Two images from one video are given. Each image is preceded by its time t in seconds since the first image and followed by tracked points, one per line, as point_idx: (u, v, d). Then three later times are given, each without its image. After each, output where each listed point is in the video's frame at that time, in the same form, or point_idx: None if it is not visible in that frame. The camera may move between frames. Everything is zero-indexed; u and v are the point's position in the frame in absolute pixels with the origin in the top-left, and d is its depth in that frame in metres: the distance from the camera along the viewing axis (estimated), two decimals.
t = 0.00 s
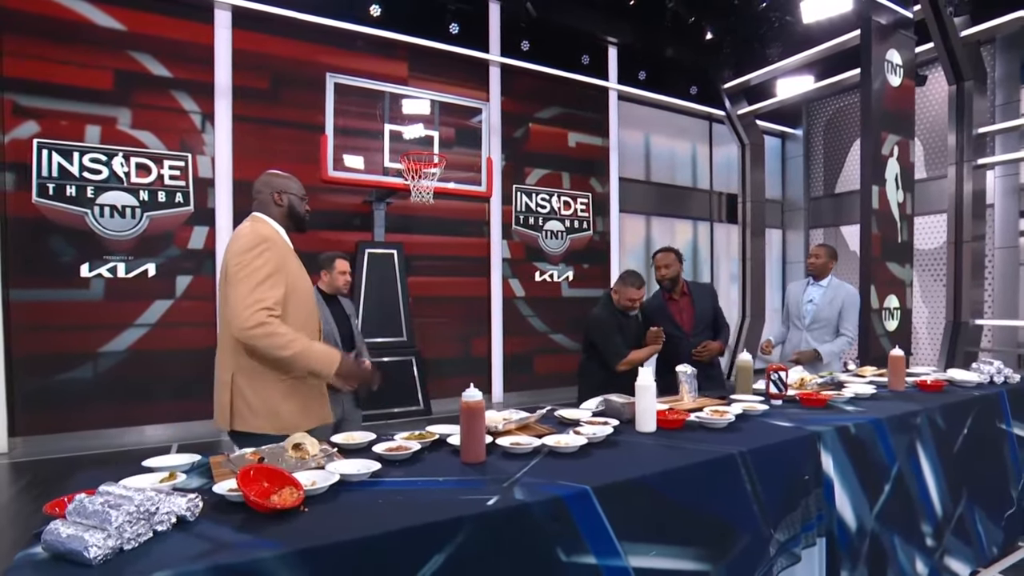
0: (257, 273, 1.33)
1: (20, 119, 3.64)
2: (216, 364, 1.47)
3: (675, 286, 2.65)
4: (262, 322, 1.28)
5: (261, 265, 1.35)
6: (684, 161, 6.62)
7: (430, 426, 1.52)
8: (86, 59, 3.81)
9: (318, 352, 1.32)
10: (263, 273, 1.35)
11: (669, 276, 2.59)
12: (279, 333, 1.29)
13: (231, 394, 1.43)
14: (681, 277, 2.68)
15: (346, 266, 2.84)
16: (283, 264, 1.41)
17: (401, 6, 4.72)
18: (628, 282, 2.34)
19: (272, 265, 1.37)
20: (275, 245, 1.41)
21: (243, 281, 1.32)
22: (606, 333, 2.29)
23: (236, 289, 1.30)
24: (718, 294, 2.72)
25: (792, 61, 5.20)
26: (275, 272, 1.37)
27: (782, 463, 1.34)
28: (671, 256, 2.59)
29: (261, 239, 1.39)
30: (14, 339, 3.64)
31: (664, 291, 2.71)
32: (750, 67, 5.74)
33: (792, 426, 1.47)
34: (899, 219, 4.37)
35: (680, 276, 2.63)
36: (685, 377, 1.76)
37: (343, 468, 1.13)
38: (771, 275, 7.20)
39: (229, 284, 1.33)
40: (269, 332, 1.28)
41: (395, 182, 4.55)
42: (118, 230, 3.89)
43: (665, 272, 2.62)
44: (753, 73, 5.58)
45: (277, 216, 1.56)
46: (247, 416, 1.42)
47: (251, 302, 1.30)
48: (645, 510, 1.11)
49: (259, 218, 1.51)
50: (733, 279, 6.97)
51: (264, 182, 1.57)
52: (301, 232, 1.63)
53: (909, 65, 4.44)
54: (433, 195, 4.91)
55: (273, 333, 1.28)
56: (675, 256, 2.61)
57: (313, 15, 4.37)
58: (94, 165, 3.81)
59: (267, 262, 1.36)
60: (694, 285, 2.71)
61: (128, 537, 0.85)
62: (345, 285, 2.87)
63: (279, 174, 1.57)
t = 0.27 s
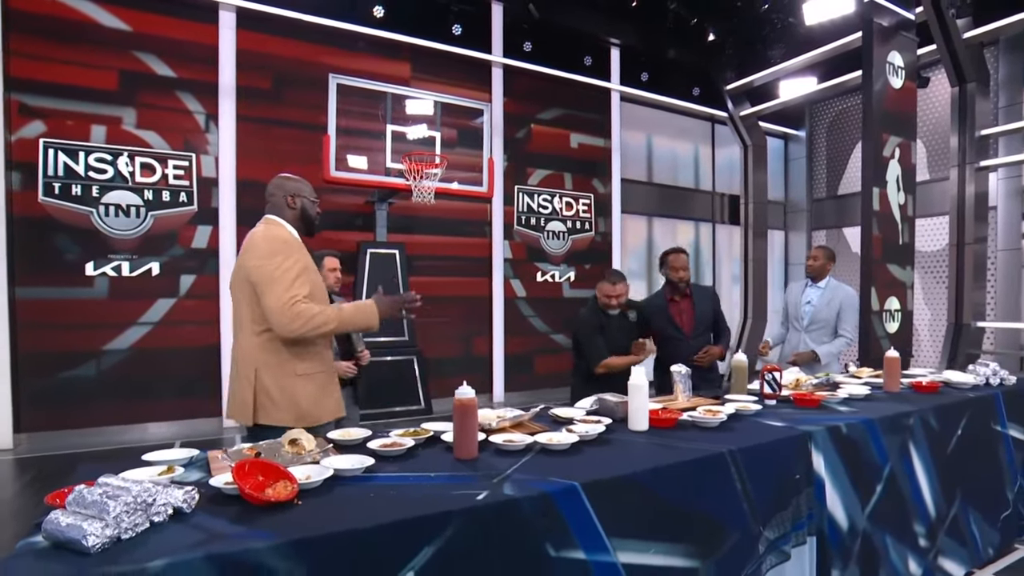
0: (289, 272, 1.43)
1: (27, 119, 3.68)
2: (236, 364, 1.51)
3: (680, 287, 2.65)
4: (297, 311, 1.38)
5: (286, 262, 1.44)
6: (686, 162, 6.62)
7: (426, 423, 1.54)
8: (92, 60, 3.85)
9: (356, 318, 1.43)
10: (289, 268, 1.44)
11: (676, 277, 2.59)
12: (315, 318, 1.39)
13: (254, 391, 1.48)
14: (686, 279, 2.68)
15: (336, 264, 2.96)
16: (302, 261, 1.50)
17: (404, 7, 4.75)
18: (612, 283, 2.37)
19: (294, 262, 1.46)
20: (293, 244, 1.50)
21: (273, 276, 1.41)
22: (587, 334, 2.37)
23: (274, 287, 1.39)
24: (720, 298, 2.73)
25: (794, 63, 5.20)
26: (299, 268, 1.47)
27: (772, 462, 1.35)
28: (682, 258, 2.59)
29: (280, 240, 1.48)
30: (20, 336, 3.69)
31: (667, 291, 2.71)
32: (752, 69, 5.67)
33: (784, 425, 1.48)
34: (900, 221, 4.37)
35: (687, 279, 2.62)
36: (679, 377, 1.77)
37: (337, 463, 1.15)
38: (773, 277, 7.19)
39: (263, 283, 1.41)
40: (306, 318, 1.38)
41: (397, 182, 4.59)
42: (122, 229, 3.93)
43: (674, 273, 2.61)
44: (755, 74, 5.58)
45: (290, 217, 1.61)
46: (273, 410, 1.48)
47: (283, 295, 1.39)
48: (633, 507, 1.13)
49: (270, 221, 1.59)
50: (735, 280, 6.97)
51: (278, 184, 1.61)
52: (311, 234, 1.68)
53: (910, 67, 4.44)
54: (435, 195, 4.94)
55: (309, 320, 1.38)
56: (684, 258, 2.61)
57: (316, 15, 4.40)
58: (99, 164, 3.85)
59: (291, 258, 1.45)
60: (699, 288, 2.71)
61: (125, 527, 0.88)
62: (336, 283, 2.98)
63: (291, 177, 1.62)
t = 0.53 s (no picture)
0: (320, 274, 1.56)
1: (34, 121, 3.73)
2: (265, 362, 1.63)
3: (692, 286, 2.67)
4: (329, 312, 1.50)
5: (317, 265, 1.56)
6: (688, 164, 6.64)
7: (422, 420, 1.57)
8: (98, 63, 3.90)
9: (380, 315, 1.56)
10: (320, 271, 1.56)
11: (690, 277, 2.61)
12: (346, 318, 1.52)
13: (286, 391, 1.61)
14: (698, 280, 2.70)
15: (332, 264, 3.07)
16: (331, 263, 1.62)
17: (406, 10, 4.79)
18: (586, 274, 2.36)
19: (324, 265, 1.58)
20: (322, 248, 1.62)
21: (305, 280, 1.53)
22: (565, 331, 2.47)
23: (307, 287, 1.52)
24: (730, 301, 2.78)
25: (796, 65, 5.21)
26: (329, 271, 1.59)
27: (761, 459, 1.37)
28: (697, 257, 2.61)
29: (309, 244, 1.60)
30: (26, 336, 3.73)
31: (679, 290, 2.73)
32: (754, 71, 5.72)
33: (774, 423, 1.50)
34: (901, 222, 4.37)
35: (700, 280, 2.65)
36: (672, 376, 1.80)
37: (332, 457, 1.18)
38: (775, 278, 7.20)
39: (297, 284, 1.53)
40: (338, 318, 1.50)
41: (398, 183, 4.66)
42: (127, 229, 3.97)
43: (688, 272, 2.62)
44: (757, 76, 5.60)
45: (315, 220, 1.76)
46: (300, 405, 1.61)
47: (316, 297, 1.52)
48: (621, 501, 1.15)
49: (297, 224, 1.70)
50: (737, 281, 6.98)
51: (303, 190, 1.77)
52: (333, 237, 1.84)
53: (911, 69, 4.45)
54: (436, 197, 4.98)
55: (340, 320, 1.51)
56: (699, 258, 2.61)
57: (319, 18, 4.44)
58: (105, 166, 3.90)
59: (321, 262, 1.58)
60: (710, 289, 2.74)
61: (124, 515, 0.91)
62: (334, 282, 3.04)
63: (317, 184, 1.78)
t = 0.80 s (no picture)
0: (365, 275, 1.59)
1: (38, 122, 3.77)
2: (301, 359, 1.64)
3: (705, 284, 2.67)
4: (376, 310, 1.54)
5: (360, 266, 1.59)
6: (688, 164, 6.65)
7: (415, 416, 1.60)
8: (101, 65, 3.94)
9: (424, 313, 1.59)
10: (364, 272, 1.60)
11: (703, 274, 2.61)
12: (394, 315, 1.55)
13: (327, 387, 1.64)
14: (713, 277, 2.70)
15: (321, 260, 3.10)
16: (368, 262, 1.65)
17: (406, 12, 4.81)
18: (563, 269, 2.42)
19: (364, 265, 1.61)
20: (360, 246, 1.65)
21: (351, 280, 1.56)
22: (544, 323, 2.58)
23: (356, 288, 1.55)
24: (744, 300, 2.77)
25: (795, 65, 5.22)
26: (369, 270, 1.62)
27: (748, 454, 1.39)
28: (709, 254, 2.62)
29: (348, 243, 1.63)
30: (30, 335, 3.77)
31: (693, 286, 2.74)
32: (754, 70, 5.74)
33: (762, 419, 1.52)
34: (899, 222, 4.38)
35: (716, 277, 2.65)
36: (664, 374, 1.83)
37: (325, 450, 1.21)
38: (775, 278, 7.20)
39: (344, 285, 1.56)
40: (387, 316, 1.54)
41: (397, 183, 4.89)
42: (130, 230, 4.02)
43: (700, 268, 2.63)
44: (757, 77, 5.62)
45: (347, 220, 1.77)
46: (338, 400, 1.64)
47: (364, 297, 1.55)
48: (607, 494, 1.18)
49: (328, 225, 1.72)
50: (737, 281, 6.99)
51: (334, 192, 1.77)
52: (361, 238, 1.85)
53: (909, 69, 4.46)
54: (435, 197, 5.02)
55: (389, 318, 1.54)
56: (712, 256, 2.63)
57: (320, 20, 4.47)
58: (108, 167, 3.94)
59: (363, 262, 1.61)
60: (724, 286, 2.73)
61: (122, 504, 0.94)
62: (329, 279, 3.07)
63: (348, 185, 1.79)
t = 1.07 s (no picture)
0: (399, 271, 1.71)
1: (42, 122, 3.81)
2: (331, 351, 1.72)
3: (717, 280, 2.69)
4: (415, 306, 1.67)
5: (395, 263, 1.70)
6: (689, 162, 6.66)
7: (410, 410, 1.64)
8: (104, 65, 3.98)
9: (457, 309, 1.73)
10: (397, 268, 1.71)
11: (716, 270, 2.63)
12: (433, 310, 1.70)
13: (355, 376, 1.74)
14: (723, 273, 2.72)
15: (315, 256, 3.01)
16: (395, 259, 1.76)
17: (407, 11, 4.84)
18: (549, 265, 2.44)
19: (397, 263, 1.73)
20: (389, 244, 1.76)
21: (390, 276, 1.68)
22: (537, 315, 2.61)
23: (393, 284, 1.67)
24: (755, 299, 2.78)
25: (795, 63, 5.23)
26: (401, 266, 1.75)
27: (734, 447, 1.42)
28: (723, 251, 2.64)
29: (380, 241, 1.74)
30: (35, 332, 3.81)
31: (703, 282, 2.76)
32: (755, 68, 5.74)
33: (750, 414, 1.55)
34: (898, 220, 4.39)
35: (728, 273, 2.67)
36: (655, 369, 1.85)
37: (319, 442, 1.25)
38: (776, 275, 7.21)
39: (381, 280, 1.67)
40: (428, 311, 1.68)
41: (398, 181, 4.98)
42: (133, 228, 4.06)
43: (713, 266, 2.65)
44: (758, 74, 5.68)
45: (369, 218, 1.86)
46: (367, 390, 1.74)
47: (401, 292, 1.67)
48: (593, 485, 1.20)
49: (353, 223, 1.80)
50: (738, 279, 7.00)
51: (356, 191, 1.86)
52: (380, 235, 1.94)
53: (909, 67, 4.46)
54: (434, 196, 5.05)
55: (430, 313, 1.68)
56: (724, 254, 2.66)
57: (321, 19, 4.50)
58: (112, 166, 3.99)
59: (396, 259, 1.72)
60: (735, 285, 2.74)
61: (120, 491, 0.97)
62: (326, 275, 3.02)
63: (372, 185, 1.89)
